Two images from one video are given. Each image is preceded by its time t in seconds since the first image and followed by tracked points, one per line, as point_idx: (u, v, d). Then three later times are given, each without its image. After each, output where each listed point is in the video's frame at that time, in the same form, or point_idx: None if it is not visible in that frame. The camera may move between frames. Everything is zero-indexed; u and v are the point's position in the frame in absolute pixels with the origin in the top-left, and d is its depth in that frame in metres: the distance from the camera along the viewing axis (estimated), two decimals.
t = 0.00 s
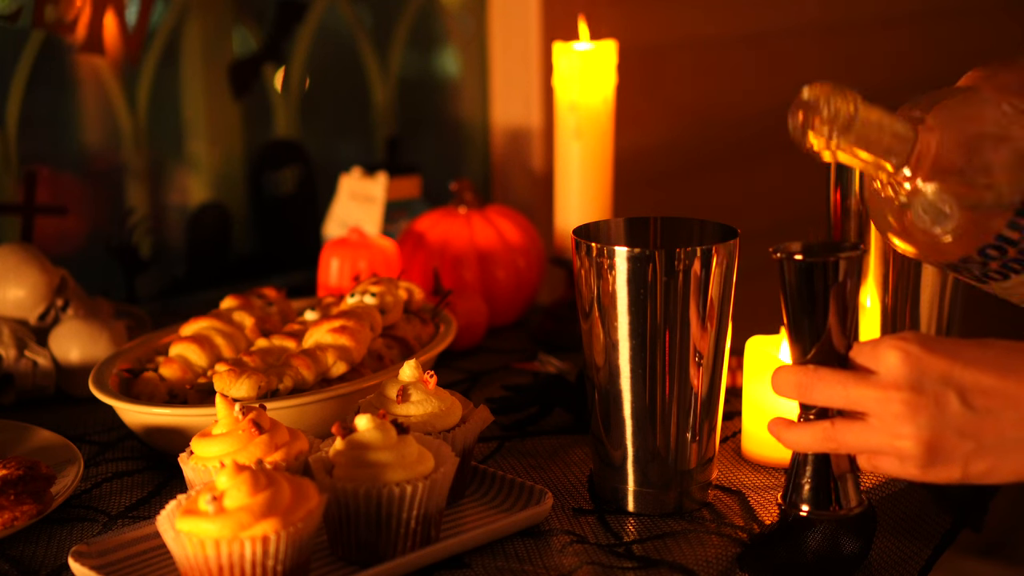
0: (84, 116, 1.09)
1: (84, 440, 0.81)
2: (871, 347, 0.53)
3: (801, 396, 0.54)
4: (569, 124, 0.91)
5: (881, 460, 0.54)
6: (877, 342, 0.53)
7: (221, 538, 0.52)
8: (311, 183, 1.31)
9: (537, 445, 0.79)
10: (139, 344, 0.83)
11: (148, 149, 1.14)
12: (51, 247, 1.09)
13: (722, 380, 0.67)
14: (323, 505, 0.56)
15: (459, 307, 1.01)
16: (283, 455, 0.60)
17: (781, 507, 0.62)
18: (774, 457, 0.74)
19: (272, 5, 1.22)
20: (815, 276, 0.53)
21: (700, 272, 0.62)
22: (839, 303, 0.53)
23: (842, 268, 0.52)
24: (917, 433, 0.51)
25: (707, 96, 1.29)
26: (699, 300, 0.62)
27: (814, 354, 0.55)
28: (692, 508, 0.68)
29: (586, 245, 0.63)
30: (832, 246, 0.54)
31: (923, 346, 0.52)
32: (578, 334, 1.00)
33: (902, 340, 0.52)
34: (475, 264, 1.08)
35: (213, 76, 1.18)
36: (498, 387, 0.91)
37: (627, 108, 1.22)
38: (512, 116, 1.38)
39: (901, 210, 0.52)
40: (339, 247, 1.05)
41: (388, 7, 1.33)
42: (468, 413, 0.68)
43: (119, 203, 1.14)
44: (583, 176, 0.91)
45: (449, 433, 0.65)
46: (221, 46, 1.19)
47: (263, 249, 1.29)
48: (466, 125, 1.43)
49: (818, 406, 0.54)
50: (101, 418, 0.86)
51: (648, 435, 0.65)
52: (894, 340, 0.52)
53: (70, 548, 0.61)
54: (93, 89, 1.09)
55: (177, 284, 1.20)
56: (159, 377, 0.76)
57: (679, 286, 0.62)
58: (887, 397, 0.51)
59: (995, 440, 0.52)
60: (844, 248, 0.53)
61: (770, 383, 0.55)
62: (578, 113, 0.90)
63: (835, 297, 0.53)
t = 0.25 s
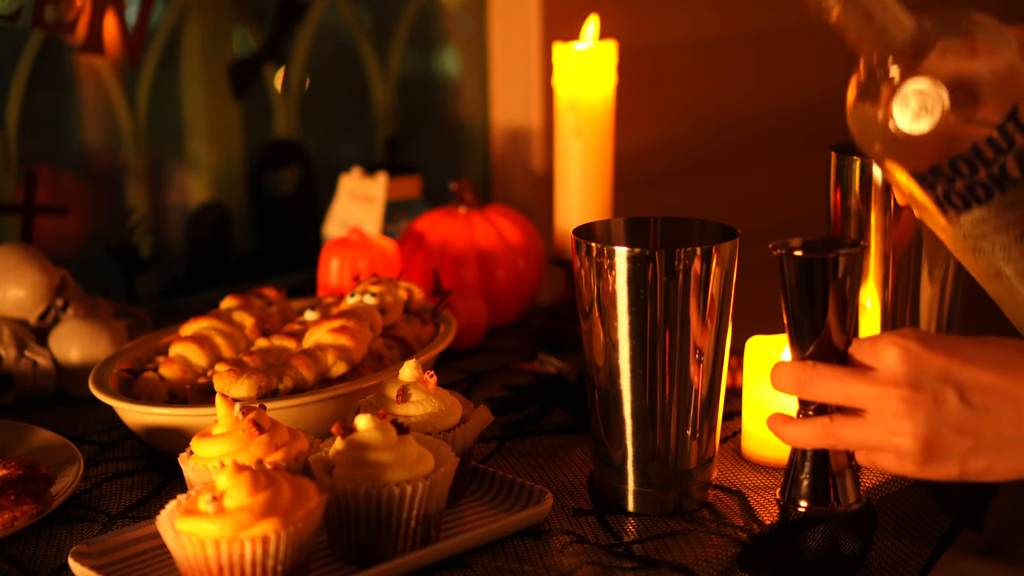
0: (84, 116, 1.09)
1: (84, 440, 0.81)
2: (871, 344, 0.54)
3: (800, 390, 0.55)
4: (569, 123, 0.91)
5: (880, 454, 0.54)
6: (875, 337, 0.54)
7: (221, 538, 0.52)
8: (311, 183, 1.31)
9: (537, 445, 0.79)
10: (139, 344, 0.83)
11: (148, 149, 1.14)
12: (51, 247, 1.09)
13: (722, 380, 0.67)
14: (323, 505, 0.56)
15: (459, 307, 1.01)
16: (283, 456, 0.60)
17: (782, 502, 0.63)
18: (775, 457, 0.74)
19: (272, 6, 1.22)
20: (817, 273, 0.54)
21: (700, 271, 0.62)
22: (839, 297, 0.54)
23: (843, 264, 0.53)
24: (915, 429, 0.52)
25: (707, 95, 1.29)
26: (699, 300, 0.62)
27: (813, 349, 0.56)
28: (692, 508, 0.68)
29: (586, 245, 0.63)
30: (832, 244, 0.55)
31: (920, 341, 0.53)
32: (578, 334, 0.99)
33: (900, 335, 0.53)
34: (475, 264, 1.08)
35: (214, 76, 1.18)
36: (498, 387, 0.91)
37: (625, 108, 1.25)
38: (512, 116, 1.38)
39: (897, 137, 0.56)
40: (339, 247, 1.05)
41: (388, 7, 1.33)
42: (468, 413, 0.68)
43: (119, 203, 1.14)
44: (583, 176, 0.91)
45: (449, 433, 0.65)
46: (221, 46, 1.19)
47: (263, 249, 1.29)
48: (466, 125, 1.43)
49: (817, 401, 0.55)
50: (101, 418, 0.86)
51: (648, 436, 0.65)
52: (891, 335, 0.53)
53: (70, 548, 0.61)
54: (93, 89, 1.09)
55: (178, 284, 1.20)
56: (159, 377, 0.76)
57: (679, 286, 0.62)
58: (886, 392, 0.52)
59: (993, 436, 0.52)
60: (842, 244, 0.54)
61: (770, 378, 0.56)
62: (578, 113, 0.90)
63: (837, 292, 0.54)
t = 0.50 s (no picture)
0: (84, 116, 1.09)
1: (84, 440, 0.81)
2: (870, 308, 0.54)
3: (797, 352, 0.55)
4: (569, 123, 0.91)
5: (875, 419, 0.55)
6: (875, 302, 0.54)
7: (221, 538, 0.52)
8: (311, 183, 1.31)
9: (537, 445, 0.79)
10: (139, 344, 0.83)
11: (148, 149, 1.14)
12: (52, 248, 1.09)
13: (722, 381, 0.67)
14: (323, 505, 0.56)
15: (459, 307, 1.01)
16: (283, 456, 0.60)
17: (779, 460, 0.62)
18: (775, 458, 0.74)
19: (272, 6, 1.22)
20: (824, 238, 0.53)
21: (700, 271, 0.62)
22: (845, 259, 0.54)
23: (848, 230, 0.53)
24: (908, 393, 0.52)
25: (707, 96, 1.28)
26: (699, 300, 0.62)
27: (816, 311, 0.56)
28: (692, 508, 0.68)
29: (586, 245, 0.63)
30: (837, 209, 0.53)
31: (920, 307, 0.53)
32: (578, 334, 0.99)
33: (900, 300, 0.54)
34: (475, 264, 1.08)
35: (214, 76, 1.19)
36: (498, 387, 0.91)
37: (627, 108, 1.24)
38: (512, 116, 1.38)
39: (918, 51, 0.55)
40: (339, 247, 1.05)
41: (388, 7, 1.33)
42: (468, 413, 0.68)
43: (119, 203, 1.14)
44: (583, 176, 0.91)
45: (449, 433, 0.65)
46: (222, 46, 1.19)
47: (263, 249, 1.29)
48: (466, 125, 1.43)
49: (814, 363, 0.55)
50: (101, 418, 0.86)
51: (648, 436, 0.65)
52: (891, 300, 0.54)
53: (71, 549, 0.61)
54: (93, 89, 1.09)
55: (177, 284, 1.20)
56: (159, 377, 0.76)
57: (679, 285, 0.62)
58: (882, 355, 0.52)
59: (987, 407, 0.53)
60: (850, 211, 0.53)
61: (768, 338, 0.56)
62: (578, 113, 0.90)
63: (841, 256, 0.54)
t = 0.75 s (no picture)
0: (84, 116, 1.09)
1: (83, 440, 0.81)
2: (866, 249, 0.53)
3: (791, 295, 0.55)
4: (569, 123, 0.91)
5: (866, 363, 0.54)
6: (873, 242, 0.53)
7: (221, 538, 0.52)
8: (311, 183, 1.31)
9: (537, 445, 0.79)
10: (139, 344, 0.83)
11: (148, 149, 1.14)
12: (52, 248, 1.09)
13: (722, 381, 0.67)
14: (323, 505, 0.56)
15: (459, 307, 1.01)
16: (283, 456, 0.60)
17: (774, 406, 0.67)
18: (775, 459, 0.74)
19: (272, 6, 1.22)
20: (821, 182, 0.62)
21: (699, 271, 0.62)
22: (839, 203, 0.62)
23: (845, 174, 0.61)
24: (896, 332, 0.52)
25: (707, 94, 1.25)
26: (699, 300, 0.62)
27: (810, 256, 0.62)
28: (692, 508, 0.68)
29: (586, 245, 0.63)
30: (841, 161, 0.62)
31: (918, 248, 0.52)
32: (578, 334, 0.99)
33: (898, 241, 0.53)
34: (475, 264, 1.08)
35: (213, 76, 1.19)
36: (498, 387, 0.91)
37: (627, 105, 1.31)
38: (513, 117, 1.39)
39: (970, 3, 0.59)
40: (339, 247, 1.05)
41: (388, 7, 1.33)
42: (468, 414, 0.68)
43: (119, 203, 1.14)
44: (583, 176, 0.91)
45: (449, 433, 0.65)
46: (221, 46, 1.19)
47: (263, 249, 1.29)
48: (466, 125, 1.43)
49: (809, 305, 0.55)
50: (101, 418, 0.86)
51: (648, 436, 0.65)
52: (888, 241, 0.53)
53: (71, 548, 0.61)
54: (93, 89, 1.09)
55: (178, 284, 1.20)
56: (159, 377, 0.76)
57: (679, 285, 0.62)
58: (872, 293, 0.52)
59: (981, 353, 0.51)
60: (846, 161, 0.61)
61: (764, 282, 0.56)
62: (578, 113, 0.90)
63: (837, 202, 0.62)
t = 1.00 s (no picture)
0: (84, 116, 1.09)
1: (84, 440, 0.81)
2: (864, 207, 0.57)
3: (791, 252, 0.58)
4: (569, 124, 0.91)
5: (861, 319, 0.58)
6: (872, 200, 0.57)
7: (221, 538, 0.52)
8: (311, 183, 1.31)
9: (537, 445, 0.79)
10: (140, 344, 0.83)
11: (147, 149, 1.14)
12: (52, 248, 1.09)
13: (722, 380, 0.67)
14: (323, 504, 0.56)
15: (459, 307, 1.01)
16: (283, 456, 0.60)
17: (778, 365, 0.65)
18: (775, 459, 0.74)
19: (272, 6, 1.23)
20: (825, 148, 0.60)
21: (699, 272, 0.62)
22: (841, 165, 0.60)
23: (848, 137, 0.60)
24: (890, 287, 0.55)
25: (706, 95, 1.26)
26: (699, 300, 0.62)
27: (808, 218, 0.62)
28: (692, 508, 0.68)
29: (586, 245, 0.63)
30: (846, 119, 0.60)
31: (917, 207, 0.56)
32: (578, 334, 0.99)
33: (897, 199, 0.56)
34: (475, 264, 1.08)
35: (213, 76, 1.19)
36: (498, 387, 0.91)
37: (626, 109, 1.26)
38: (513, 117, 1.39)
39: None
40: (339, 247, 1.05)
41: (388, 7, 1.33)
42: (468, 413, 0.68)
43: (119, 203, 1.14)
44: (583, 176, 0.91)
45: (449, 433, 0.65)
46: (221, 46, 1.19)
47: (263, 249, 1.29)
48: (466, 125, 1.44)
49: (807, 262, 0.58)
50: (101, 418, 0.86)
51: (648, 436, 0.65)
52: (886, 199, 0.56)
53: (70, 549, 0.61)
54: (93, 89, 1.09)
55: (178, 284, 1.20)
56: (159, 377, 0.76)
57: (679, 285, 0.62)
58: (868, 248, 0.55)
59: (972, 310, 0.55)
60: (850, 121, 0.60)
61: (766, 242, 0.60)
62: (578, 113, 0.90)
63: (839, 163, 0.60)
